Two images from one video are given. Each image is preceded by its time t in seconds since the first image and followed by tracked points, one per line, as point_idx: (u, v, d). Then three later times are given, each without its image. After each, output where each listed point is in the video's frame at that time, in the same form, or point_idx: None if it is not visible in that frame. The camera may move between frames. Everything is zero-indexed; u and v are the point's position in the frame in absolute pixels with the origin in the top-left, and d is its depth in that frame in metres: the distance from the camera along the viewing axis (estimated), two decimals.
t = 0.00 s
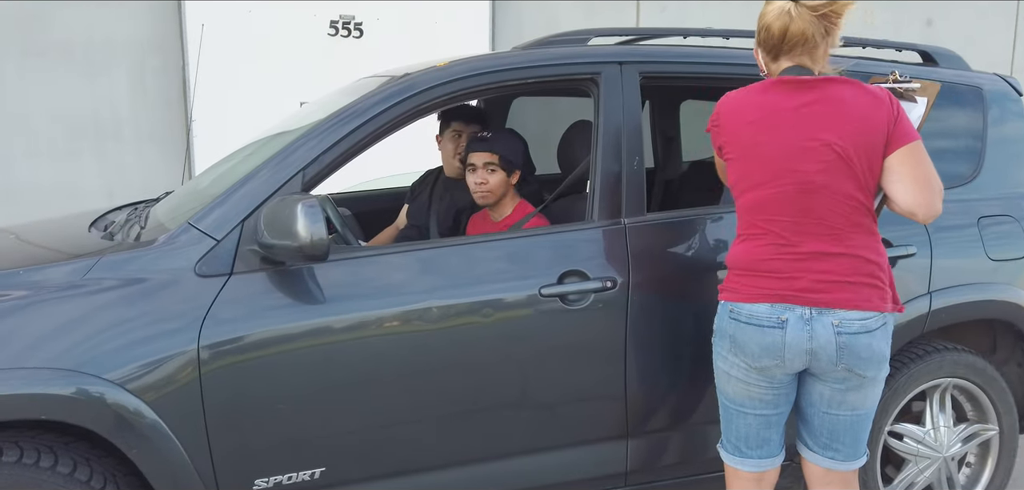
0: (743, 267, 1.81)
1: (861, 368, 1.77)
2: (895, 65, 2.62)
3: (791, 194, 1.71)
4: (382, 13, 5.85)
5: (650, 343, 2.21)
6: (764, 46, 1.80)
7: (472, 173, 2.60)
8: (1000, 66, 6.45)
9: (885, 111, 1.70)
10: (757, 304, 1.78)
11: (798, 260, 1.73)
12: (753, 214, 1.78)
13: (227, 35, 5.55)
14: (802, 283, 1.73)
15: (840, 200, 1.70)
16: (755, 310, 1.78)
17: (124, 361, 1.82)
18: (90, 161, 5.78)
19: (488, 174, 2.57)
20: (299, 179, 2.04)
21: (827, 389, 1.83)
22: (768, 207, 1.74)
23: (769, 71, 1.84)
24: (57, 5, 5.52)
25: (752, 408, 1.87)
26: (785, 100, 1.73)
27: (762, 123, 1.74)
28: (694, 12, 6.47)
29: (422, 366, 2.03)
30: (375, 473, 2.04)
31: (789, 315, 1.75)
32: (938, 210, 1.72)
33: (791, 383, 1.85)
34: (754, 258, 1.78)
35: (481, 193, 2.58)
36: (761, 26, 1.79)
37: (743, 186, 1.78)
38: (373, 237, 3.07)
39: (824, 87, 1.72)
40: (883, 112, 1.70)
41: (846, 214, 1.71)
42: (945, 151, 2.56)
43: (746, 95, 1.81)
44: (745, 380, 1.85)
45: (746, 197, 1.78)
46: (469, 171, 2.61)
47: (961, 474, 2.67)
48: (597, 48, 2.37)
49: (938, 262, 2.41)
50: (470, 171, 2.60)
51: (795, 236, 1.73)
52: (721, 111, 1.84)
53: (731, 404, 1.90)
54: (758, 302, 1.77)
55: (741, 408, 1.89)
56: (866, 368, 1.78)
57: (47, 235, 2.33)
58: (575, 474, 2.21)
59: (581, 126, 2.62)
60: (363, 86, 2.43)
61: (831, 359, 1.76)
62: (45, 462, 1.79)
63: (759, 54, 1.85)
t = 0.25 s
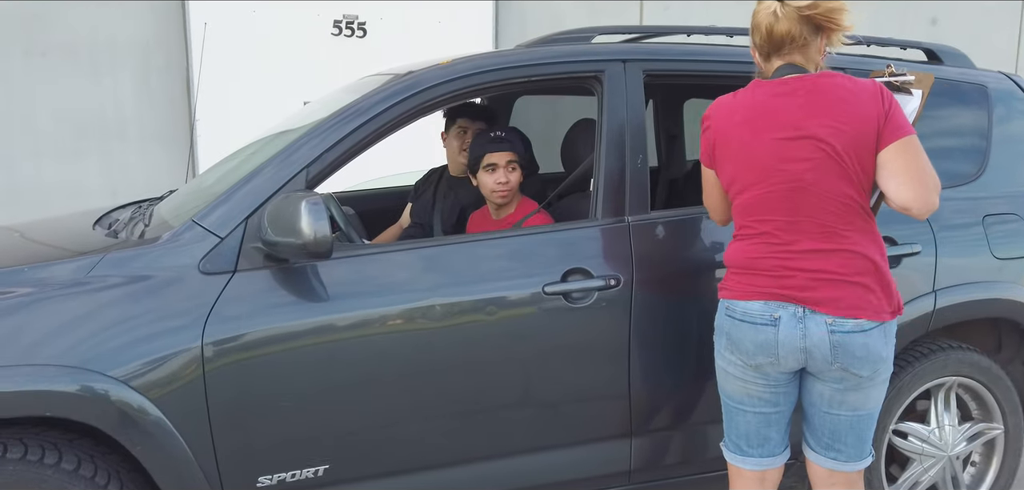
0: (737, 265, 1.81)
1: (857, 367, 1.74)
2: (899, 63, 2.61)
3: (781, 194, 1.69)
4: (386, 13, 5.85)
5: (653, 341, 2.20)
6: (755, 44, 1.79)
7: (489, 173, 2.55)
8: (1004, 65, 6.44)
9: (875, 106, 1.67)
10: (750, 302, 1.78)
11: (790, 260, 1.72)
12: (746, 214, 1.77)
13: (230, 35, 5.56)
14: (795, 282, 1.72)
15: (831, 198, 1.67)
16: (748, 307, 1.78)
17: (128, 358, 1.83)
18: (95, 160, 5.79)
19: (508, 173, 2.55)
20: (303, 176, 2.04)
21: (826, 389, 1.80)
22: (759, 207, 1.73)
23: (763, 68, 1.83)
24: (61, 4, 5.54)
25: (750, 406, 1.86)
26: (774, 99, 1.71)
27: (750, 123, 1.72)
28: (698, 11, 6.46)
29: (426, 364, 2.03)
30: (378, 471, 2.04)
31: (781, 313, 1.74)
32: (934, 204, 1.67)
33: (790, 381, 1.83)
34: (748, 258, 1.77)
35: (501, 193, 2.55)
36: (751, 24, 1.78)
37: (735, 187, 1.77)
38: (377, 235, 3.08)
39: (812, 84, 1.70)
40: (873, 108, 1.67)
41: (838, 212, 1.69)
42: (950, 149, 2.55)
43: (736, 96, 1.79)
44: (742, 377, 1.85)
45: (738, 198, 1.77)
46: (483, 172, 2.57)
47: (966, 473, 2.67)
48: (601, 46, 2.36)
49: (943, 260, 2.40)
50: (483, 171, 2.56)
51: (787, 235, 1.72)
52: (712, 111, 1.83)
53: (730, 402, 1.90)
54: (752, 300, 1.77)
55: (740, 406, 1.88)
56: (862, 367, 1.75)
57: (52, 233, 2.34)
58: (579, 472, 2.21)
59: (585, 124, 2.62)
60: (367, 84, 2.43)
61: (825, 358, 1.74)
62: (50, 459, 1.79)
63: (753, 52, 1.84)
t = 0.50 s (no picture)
0: (727, 264, 1.81)
1: (847, 368, 1.74)
2: (899, 62, 2.61)
3: (772, 194, 1.70)
4: (388, 13, 5.86)
5: (652, 340, 2.20)
6: (759, 38, 1.76)
7: (493, 173, 2.55)
8: (1006, 65, 6.43)
9: (869, 108, 1.66)
10: (739, 300, 1.78)
11: (780, 260, 1.72)
12: (736, 213, 1.77)
13: (232, 35, 5.57)
14: (784, 281, 1.72)
15: (822, 199, 1.68)
16: (736, 307, 1.79)
17: (128, 356, 1.83)
18: (96, 159, 5.80)
19: (513, 173, 2.55)
20: (302, 175, 2.04)
21: (818, 390, 1.80)
22: (749, 206, 1.73)
23: (760, 63, 1.81)
24: (65, 5, 5.55)
25: (741, 407, 1.87)
26: (768, 97, 1.70)
27: (742, 122, 1.72)
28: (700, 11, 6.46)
29: (425, 362, 2.03)
30: (377, 470, 2.04)
31: (770, 312, 1.75)
32: (928, 206, 1.69)
33: (780, 381, 1.84)
34: (737, 257, 1.78)
35: (506, 193, 2.55)
36: (757, 17, 1.74)
37: (726, 185, 1.77)
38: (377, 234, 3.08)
39: (808, 83, 1.69)
40: (868, 108, 1.67)
41: (828, 213, 1.69)
42: (949, 148, 2.55)
43: (729, 93, 1.78)
44: (731, 377, 1.85)
45: (729, 197, 1.77)
46: (487, 172, 2.56)
47: (966, 472, 2.66)
48: (600, 45, 2.36)
49: (944, 259, 2.40)
50: (488, 173, 2.55)
51: (777, 235, 1.72)
52: (704, 108, 1.82)
53: (721, 403, 1.91)
54: (740, 299, 1.78)
55: (731, 406, 1.89)
56: (852, 368, 1.74)
57: (52, 232, 2.35)
58: (578, 471, 2.21)
59: (585, 123, 2.62)
60: (367, 84, 2.43)
61: (813, 358, 1.74)
62: (49, 457, 1.79)
63: (751, 46, 1.81)
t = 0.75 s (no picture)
0: (716, 266, 1.79)
1: (835, 373, 1.75)
2: (899, 62, 2.61)
3: (764, 196, 1.68)
4: (389, 13, 5.86)
5: (650, 340, 2.20)
6: (761, 33, 1.73)
7: (500, 173, 2.54)
8: (1010, 64, 6.41)
9: (862, 110, 1.67)
10: (728, 304, 1.77)
11: (771, 263, 1.71)
12: (726, 215, 1.75)
13: (233, 35, 5.57)
14: (775, 285, 1.71)
15: (814, 202, 1.67)
16: (725, 311, 1.77)
17: (126, 357, 1.83)
18: (98, 160, 5.81)
19: (519, 174, 2.55)
20: (300, 176, 2.04)
21: (807, 394, 1.80)
22: (740, 208, 1.72)
23: (752, 60, 1.78)
24: (67, 5, 5.56)
25: (730, 412, 1.85)
26: (761, 97, 1.69)
27: (735, 122, 1.70)
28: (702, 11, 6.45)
29: (423, 363, 2.03)
30: (375, 470, 2.05)
31: (760, 317, 1.73)
32: (916, 212, 1.70)
33: (768, 386, 1.83)
34: (728, 259, 1.76)
35: (513, 193, 2.54)
36: (763, 12, 1.71)
37: (717, 187, 1.75)
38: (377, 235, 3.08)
39: (802, 84, 1.68)
40: (861, 110, 1.67)
41: (819, 216, 1.69)
42: (949, 149, 2.55)
43: (721, 92, 1.76)
44: (718, 382, 1.84)
45: (719, 198, 1.75)
46: (494, 172, 2.55)
47: (966, 473, 2.66)
48: (598, 45, 2.36)
49: (943, 259, 2.39)
50: (496, 172, 2.54)
51: (768, 237, 1.71)
52: (695, 107, 1.79)
53: (710, 408, 1.89)
54: (729, 303, 1.76)
55: (720, 412, 1.87)
56: (840, 373, 1.75)
57: (52, 232, 2.35)
58: (576, 471, 2.21)
59: (584, 123, 2.62)
60: (366, 84, 2.43)
61: (803, 364, 1.74)
62: (47, 457, 1.80)
63: (745, 42, 1.78)
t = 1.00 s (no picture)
0: (708, 271, 1.78)
1: (829, 377, 1.74)
2: (899, 62, 2.60)
3: (755, 198, 1.68)
4: (391, 13, 5.86)
5: (649, 340, 2.20)
6: (744, 35, 1.73)
7: (506, 172, 2.54)
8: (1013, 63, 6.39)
9: (851, 108, 1.67)
10: (720, 309, 1.76)
11: (764, 265, 1.71)
12: (718, 218, 1.75)
13: (234, 36, 5.58)
14: (768, 287, 1.71)
15: (805, 202, 1.67)
16: (718, 315, 1.76)
17: (124, 356, 1.84)
18: (100, 160, 5.83)
19: (524, 174, 2.55)
20: (299, 175, 2.04)
21: (801, 399, 1.79)
22: (733, 212, 1.71)
23: (739, 62, 1.78)
24: (69, 6, 5.58)
25: (723, 416, 1.84)
26: (750, 99, 1.69)
27: (725, 124, 1.69)
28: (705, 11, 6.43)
29: (422, 362, 2.03)
30: (374, 469, 2.05)
31: (753, 321, 1.73)
32: (908, 211, 1.69)
33: (761, 390, 1.82)
34: (720, 263, 1.75)
35: (518, 192, 2.55)
36: (745, 14, 1.71)
37: (708, 189, 1.74)
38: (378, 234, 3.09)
39: (791, 83, 1.68)
40: (850, 109, 1.67)
41: (811, 216, 1.68)
42: (949, 148, 2.55)
43: (710, 93, 1.76)
44: (711, 387, 1.82)
45: (711, 201, 1.75)
46: (499, 171, 2.55)
47: (966, 473, 2.65)
48: (598, 44, 2.36)
49: (943, 259, 2.39)
50: (502, 172, 2.54)
51: (760, 239, 1.70)
52: (683, 110, 1.79)
53: (702, 413, 1.88)
54: (722, 307, 1.75)
55: (713, 416, 1.86)
56: (834, 377, 1.75)
57: (52, 232, 2.35)
58: (575, 470, 2.21)
59: (583, 123, 2.62)
60: (366, 83, 2.44)
61: (796, 368, 1.73)
62: (46, 457, 1.80)
63: (731, 44, 1.78)
